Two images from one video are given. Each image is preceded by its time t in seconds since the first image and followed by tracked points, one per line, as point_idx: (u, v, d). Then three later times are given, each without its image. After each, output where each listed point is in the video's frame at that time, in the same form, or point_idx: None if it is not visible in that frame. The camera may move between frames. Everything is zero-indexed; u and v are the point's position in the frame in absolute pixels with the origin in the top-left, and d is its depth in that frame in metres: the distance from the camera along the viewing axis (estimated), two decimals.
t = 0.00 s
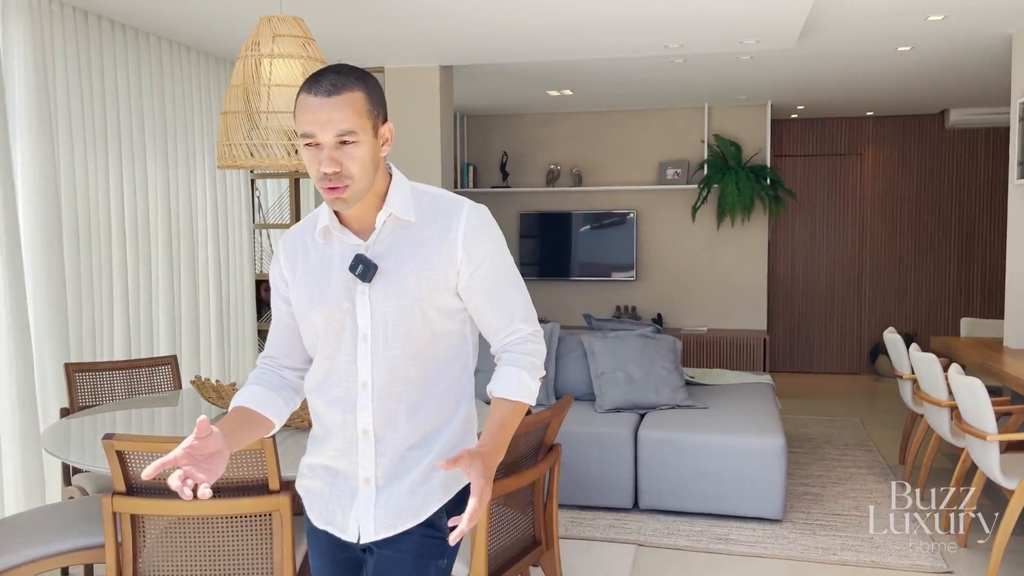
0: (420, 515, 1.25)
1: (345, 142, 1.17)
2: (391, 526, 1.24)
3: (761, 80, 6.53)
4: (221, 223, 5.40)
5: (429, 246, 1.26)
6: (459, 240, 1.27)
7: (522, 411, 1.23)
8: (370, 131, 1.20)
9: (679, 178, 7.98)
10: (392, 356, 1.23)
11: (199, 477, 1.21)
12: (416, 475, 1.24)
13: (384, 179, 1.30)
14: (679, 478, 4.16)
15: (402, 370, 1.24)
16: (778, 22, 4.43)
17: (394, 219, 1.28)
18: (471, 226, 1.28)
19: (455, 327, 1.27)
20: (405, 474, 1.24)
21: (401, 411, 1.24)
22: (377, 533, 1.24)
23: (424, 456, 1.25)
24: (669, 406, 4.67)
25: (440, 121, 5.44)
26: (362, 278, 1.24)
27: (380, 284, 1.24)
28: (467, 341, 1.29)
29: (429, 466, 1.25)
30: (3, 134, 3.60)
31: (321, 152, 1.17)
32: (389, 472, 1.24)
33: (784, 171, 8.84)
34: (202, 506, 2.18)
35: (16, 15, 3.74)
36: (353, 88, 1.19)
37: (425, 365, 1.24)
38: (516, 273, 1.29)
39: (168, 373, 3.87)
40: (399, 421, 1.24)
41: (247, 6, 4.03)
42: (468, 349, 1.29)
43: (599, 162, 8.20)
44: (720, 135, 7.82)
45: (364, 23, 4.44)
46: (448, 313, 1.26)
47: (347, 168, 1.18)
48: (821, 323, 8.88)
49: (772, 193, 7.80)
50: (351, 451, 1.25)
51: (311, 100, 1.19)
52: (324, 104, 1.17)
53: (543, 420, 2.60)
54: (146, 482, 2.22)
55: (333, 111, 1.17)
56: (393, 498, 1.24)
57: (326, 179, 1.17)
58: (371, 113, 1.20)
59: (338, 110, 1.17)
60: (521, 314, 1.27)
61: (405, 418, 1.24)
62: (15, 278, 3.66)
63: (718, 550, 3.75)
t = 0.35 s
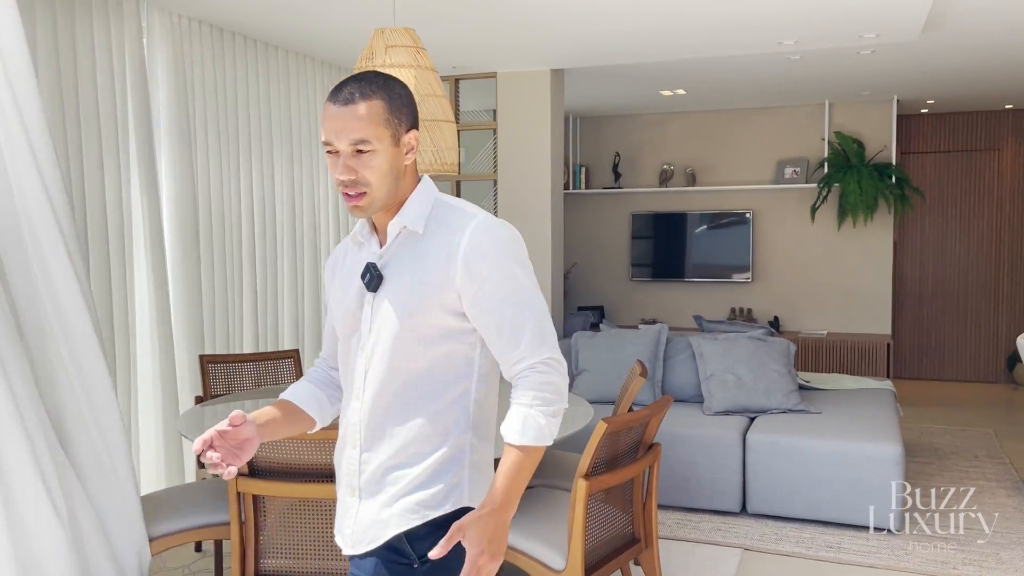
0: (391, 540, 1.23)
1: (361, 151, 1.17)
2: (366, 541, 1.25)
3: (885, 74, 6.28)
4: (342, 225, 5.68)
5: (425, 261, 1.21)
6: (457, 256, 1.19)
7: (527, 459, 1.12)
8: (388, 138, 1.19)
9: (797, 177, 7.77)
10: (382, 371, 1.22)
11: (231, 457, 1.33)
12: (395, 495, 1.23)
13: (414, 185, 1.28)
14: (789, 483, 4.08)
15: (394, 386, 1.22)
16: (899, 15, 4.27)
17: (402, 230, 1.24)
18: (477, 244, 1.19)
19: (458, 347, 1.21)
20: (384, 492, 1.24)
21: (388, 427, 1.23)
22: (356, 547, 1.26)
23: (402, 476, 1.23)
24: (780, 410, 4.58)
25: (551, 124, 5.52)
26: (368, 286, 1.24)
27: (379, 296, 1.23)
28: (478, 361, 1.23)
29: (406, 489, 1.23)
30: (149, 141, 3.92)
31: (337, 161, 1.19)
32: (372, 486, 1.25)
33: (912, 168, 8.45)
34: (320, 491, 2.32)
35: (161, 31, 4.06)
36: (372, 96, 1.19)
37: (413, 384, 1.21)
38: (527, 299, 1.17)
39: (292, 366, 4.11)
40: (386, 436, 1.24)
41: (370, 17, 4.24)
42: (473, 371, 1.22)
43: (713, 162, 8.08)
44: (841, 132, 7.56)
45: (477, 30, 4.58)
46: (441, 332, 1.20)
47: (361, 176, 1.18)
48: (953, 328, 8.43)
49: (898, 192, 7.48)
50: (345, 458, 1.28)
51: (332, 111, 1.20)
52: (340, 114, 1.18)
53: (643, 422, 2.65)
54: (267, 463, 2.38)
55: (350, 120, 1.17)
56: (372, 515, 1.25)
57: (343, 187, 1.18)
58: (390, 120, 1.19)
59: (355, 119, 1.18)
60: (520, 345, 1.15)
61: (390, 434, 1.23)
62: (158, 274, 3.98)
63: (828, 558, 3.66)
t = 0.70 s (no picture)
0: (376, 558, 1.28)
1: (357, 159, 1.26)
2: (354, 555, 1.31)
3: None
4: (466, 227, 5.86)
5: (416, 268, 1.28)
6: (447, 264, 1.25)
7: (508, 483, 1.16)
8: (384, 144, 1.26)
9: (939, 173, 7.35)
10: (379, 371, 1.30)
11: (249, 493, 1.50)
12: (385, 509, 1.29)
13: (423, 177, 1.36)
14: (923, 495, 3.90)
15: (388, 385, 1.30)
16: None
17: (405, 233, 1.32)
18: (468, 248, 1.24)
19: (451, 351, 1.28)
20: (377, 502, 1.30)
21: (382, 433, 1.30)
22: (343, 561, 1.32)
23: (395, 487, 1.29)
24: (914, 418, 4.37)
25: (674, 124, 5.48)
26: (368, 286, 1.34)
27: (375, 297, 1.31)
28: (474, 366, 1.29)
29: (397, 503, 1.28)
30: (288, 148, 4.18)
31: (337, 170, 1.27)
32: (365, 497, 1.32)
33: None
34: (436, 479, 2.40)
35: (299, 45, 4.30)
36: (363, 105, 1.25)
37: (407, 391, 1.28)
38: (516, 306, 1.21)
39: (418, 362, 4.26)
40: (380, 443, 1.31)
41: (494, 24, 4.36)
42: (474, 381, 1.29)
43: (847, 159, 7.77)
44: (989, 125, 7.10)
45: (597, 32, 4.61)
46: (433, 340, 1.27)
47: (362, 184, 1.27)
48: None
49: None
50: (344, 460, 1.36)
51: (326, 117, 1.27)
52: (334, 124, 1.25)
53: (761, 423, 2.61)
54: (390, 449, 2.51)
55: (342, 131, 1.24)
56: (363, 526, 1.31)
57: (348, 196, 1.28)
58: (383, 123, 1.25)
59: (347, 130, 1.24)
60: (507, 353, 1.19)
61: (387, 441, 1.30)
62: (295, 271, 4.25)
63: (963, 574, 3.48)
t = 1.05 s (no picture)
0: None
1: (331, 156, 1.22)
2: None
3: None
4: (593, 226, 5.85)
5: (429, 264, 1.21)
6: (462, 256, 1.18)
7: (574, 456, 1.06)
8: (361, 140, 1.22)
9: None
10: (397, 383, 1.25)
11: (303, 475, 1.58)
12: (421, 527, 1.24)
13: (410, 179, 1.31)
14: None
15: (406, 398, 1.24)
16: None
17: (405, 230, 1.26)
18: (482, 234, 1.17)
19: (465, 353, 1.21)
20: (411, 521, 1.25)
21: (406, 448, 1.25)
22: None
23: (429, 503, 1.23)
24: None
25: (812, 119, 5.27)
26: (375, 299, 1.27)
27: (383, 307, 1.25)
28: (495, 367, 1.22)
29: (432, 518, 1.23)
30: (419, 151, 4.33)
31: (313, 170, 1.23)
32: (397, 516, 1.26)
33: None
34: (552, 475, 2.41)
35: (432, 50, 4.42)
36: (339, 101, 1.22)
37: (427, 400, 1.22)
38: (535, 288, 1.13)
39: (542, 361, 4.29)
40: (405, 458, 1.25)
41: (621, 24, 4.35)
42: (495, 384, 1.22)
43: (1007, 152, 7.23)
44: None
45: (732, 28, 4.49)
46: (449, 340, 1.21)
47: (338, 183, 1.23)
48: None
49: None
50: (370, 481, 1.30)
51: (302, 116, 1.24)
52: (310, 122, 1.22)
53: (894, 430, 2.48)
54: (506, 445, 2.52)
55: (316, 128, 1.21)
56: (400, 547, 1.25)
57: (326, 197, 1.23)
58: (360, 120, 1.22)
59: (321, 126, 1.21)
60: (531, 339, 1.11)
61: (411, 456, 1.24)
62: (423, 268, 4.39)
63: None
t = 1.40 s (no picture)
0: None
1: (313, 135, 1.16)
2: None
3: None
4: (723, 226, 5.72)
5: (390, 268, 1.17)
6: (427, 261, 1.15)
7: (519, 478, 1.06)
8: (346, 125, 1.18)
9: None
10: (344, 386, 1.18)
11: (140, 485, 1.43)
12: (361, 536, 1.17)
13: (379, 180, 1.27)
14: None
15: (353, 405, 1.17)
16: None
17: (365, 232, 1.22)
18: (449, 239, 1.14)
19: (423, 358, 1.16)
20: (350, 531, 1.18)
21: (349, 454, 1.18)
22: None
23: (372, 511, 1.17)
24: None
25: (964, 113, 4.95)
26: (326, 303, 1.22)
27: (336, 309, 1.19)
28: (450, 376, 1.17)
29: (374, 528, 1.16)
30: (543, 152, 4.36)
31: (289, 148, 1.17)
32: (335, 526, 1.19)
33: None
34: (664, 479, 2.39)
35: (558, 53, 4.45)
36: (328, 80, 1.18)
37: (378, 403, 1.16)
38: (500, 299, 1.12)
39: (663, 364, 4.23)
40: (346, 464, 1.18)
41: (749, 18, 4.24)
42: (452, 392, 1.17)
43: None
44: None
45: (871, 18, 4.27)
46: (403, 346, 1.16)
47: (314, 164, 1.16)
48: None
49: None
50: (309, 490, 1.23)
51: (284, 93, 1.19)
52: (295, 98, 1.18)
53: None
54: (620, 446, 2.52)
55: (302, 103, 1.17)
56: (336, 558, 1.18)
57: (296, 176, 1.16)
58: (347, 104, 1.18)
59: (308, 103, 1.17)
60: (498, 352, 1.09)
61: (356, 463, 1.18)
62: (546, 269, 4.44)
63: None
